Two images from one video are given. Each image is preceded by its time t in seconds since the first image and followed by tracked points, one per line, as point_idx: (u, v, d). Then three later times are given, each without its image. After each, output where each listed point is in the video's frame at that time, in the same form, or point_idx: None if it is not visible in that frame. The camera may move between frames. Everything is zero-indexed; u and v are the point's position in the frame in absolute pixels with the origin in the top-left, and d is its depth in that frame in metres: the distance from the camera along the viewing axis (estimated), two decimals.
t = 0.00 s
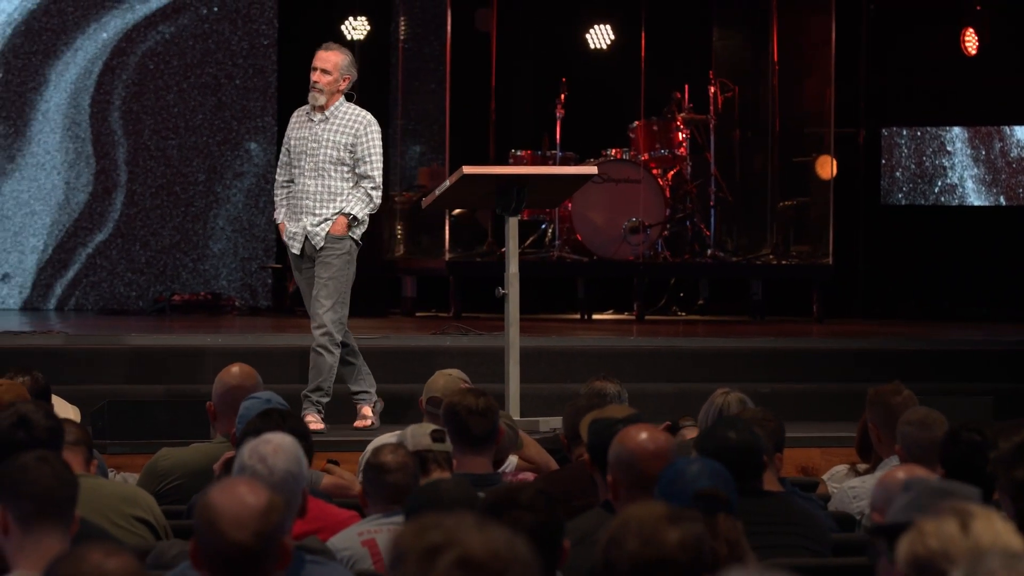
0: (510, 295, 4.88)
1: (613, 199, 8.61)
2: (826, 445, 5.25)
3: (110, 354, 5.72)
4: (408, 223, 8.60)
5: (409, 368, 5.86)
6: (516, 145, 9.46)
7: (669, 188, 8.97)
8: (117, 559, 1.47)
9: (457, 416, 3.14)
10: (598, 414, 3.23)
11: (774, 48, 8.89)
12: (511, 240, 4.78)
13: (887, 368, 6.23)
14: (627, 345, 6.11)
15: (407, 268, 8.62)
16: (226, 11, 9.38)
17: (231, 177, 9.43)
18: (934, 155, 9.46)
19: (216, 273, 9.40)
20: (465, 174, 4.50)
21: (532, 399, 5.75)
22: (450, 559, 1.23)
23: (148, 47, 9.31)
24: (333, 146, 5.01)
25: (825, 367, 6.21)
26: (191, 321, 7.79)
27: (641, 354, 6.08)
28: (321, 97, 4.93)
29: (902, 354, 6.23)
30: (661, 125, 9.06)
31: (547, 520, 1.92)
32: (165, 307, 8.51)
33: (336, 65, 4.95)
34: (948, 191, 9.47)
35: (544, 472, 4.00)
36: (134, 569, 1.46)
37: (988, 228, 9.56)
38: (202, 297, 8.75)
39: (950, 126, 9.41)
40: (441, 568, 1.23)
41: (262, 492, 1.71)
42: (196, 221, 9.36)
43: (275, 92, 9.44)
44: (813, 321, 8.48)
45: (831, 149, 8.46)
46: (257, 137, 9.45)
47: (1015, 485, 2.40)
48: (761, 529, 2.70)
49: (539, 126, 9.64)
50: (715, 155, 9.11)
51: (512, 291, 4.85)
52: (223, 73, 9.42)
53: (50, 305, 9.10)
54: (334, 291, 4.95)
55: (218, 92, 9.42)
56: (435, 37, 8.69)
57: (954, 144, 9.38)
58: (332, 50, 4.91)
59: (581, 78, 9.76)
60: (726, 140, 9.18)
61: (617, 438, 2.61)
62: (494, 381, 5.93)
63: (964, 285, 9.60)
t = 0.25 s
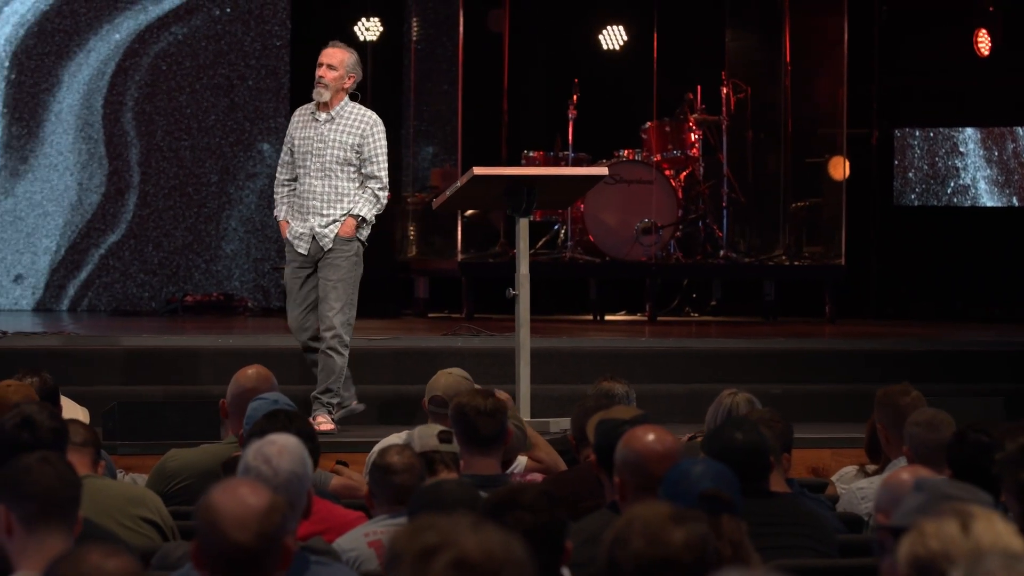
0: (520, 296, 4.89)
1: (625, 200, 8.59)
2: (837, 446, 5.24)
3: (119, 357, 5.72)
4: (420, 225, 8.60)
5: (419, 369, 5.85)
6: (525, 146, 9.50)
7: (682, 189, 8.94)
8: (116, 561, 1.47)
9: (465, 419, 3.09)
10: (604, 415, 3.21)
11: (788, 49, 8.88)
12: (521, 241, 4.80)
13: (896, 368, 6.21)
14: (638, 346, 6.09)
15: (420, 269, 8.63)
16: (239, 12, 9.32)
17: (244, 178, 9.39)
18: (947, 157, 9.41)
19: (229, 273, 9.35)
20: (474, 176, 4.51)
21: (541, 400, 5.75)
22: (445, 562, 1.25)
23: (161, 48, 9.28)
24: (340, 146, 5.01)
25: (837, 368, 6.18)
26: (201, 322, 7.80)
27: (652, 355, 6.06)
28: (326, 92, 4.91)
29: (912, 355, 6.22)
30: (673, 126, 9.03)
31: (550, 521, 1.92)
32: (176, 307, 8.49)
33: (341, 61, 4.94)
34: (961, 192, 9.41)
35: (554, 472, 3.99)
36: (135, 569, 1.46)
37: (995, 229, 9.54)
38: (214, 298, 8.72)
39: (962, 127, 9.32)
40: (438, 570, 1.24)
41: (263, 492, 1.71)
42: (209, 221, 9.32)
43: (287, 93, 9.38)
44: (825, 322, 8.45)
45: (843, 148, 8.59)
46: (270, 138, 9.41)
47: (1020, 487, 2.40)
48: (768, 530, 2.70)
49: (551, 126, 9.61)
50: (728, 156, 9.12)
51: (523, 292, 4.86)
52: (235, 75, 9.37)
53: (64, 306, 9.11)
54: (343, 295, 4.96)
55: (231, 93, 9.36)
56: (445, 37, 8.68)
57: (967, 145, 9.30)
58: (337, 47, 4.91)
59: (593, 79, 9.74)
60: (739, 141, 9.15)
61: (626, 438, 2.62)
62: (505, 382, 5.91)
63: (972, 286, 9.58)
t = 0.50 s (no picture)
0: (530, 296, 4.91)
1: (638, 201, 8.57)
2: (846, 447, 5.23)
3: (126, 357, 5.71)
4: (431, 225, 8.60)
5: (428, 370, 5.84)
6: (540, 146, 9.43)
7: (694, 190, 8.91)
8: (115, 561, 1.47)
9: (478, 418, 3.12)
10: (608, 416, 3.20)
11: (800, 50, 8.93)
12: (532, 241, 4.81)
13: (904, 368, 6.20)
14: (649, 347, 6.07)
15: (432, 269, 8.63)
16: (252, 11, 9.21)
17: (257, 177, 9.24)
18: (959, 157, 9.41)
19: (241, 273, 9.18)
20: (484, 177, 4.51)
21: (550, 400, 5.74)
22: (443, 561, 1.25)
23: (173, 48, 9.16)
24: (350, 146, 5.01)
25: (849, 369, 6.17)
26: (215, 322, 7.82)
27: (662, 356, 6.04)
28: (333, 95, 4.91)
29: (919, 356, 6.20)
30: (686, 126, 8.96)
31: (553, 523, 1.92)
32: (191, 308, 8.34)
33: (345, 63, 4.93)
34: (973, 192, 9.39)
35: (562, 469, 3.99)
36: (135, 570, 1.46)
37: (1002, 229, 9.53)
38: (227, 299, 8.57)
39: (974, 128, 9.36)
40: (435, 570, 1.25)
41: (265, 492, 1.71)
42: (221, 221, 9.15)
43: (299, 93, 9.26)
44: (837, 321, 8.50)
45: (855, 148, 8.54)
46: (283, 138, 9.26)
47: None
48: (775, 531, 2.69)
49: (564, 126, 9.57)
50: (739, 156, 9.15)
51: (533, 293, 4.89)
52: (247, 74, 9.24)
53: (76, 306, 9.01)
54: (354, 294, 4.98)
55: (243, 92, 9.24)
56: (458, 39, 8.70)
57: (979, 145, 9.34)
58: (340, 48, 4.89)
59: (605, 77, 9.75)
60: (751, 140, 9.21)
61: (635, 439, 2.62)
62: (514, 383, 5.90)
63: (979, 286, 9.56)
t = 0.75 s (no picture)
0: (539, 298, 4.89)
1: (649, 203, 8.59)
2: (854, 448, 5.23)
3: (134, 358, 5.71)
4: (442, 226, 8.61)
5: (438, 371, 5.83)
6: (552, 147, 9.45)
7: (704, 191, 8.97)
8: (114, 561, 1.47)
9: (494, 420, 3.11)
10: (613, 418, 3.18)
11: (810, 51, 9.04)
12: (540, 242, 4.80)
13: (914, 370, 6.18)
14: (659, 348, 6.05)
15: (442, 271, 8.63)
16: (263, 12, 8.85)
17: (268, 179, 8.88)
18: (970, 158, 9.44)
19: (252, 275, 8.85)
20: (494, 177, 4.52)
21: (558, 402, 5.74)
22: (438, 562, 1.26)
23: (184, 50, 8.88)
24: (355, 148, 5.01)
25: (860, 370, 6.16)
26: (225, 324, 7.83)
27: (671, 357, 6.02)
28: (334, 95, 4.91)
29: (928, 357, 6.18)
30: (696, 127, 8.99)
31: (554, 524, 1.92)
32: (201, 310, 8.28)
33: (347, 62, 4.93)
34: (984, 194, 9.40)
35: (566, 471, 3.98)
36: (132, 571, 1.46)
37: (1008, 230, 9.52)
38: (238, 299, 8.51)
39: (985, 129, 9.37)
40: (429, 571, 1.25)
41: (265, 492, 1.71)
42: (232, 223, 8.83)
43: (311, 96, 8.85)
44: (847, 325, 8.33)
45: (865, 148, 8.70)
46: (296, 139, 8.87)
47: None
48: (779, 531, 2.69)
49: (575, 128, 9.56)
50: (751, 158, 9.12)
51: (542, 295, 4.86)
52: (258, 76, 8.90)
53: (87, 307, 8.83)
54: (362, 296, 5.01)
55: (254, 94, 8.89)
56: (468, 39, 8.77)
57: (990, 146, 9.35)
58: (341, 48, 4.89)
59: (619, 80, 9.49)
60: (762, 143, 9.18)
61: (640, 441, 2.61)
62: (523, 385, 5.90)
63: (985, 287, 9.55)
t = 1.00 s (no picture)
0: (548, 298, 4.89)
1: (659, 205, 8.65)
2: (864, 449, 5.23)
3: (142, 358, 5.71)
4: (453, 227, 8.61)
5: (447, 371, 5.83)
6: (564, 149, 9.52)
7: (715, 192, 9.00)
8: (112, 562, 1.47)
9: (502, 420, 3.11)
10: (619, 418, 3.18)
11: (820, 51, 8.99)
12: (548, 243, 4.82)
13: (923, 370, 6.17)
14: (670, 349, 6.05)
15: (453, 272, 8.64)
16: (274, 13, 8.83)
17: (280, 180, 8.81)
18: (981, 159, 9.34)
19: (264, 276, 8.79)
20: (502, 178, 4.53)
21: (567, 402, 5.74)
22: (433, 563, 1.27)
23: (195, 51, 8.88)
24: (351, 148, 5.01)
25: (869, 372, 6.15)
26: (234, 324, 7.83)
27: (681, 357, 6.02)
28: (329, 97, 4.88)
29: (937, 358, 6.17)
30: (706, 127, 9.06)
31: (554, 525, 1.92)
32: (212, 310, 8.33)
33: (340, 64, 4.91)
34: (995, 195, 9.25)
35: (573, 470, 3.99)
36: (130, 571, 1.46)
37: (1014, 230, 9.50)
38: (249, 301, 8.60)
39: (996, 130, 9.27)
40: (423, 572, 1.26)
41: (266, 493, 1.72)
42: (243, 223, 8.76)
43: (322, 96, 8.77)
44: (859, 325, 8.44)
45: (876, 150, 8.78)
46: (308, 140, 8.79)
47: None
48: (781, 532, 2.69)
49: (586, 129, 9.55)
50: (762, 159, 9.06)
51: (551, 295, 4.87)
52: (269, 76, 8.86)
53: (98, 307, 8.82)
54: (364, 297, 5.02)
55: (265, 95, 8.85)
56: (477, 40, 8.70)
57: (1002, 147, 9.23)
58: (333, 50, 4.86)
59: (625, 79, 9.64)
60: (773, 145, 9.08)
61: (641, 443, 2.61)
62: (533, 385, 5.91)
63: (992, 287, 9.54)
